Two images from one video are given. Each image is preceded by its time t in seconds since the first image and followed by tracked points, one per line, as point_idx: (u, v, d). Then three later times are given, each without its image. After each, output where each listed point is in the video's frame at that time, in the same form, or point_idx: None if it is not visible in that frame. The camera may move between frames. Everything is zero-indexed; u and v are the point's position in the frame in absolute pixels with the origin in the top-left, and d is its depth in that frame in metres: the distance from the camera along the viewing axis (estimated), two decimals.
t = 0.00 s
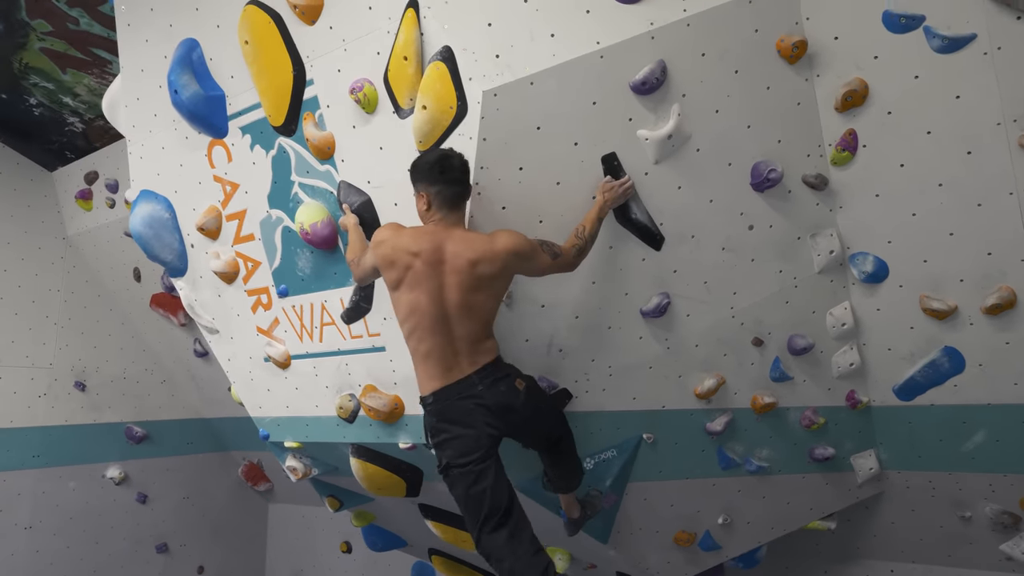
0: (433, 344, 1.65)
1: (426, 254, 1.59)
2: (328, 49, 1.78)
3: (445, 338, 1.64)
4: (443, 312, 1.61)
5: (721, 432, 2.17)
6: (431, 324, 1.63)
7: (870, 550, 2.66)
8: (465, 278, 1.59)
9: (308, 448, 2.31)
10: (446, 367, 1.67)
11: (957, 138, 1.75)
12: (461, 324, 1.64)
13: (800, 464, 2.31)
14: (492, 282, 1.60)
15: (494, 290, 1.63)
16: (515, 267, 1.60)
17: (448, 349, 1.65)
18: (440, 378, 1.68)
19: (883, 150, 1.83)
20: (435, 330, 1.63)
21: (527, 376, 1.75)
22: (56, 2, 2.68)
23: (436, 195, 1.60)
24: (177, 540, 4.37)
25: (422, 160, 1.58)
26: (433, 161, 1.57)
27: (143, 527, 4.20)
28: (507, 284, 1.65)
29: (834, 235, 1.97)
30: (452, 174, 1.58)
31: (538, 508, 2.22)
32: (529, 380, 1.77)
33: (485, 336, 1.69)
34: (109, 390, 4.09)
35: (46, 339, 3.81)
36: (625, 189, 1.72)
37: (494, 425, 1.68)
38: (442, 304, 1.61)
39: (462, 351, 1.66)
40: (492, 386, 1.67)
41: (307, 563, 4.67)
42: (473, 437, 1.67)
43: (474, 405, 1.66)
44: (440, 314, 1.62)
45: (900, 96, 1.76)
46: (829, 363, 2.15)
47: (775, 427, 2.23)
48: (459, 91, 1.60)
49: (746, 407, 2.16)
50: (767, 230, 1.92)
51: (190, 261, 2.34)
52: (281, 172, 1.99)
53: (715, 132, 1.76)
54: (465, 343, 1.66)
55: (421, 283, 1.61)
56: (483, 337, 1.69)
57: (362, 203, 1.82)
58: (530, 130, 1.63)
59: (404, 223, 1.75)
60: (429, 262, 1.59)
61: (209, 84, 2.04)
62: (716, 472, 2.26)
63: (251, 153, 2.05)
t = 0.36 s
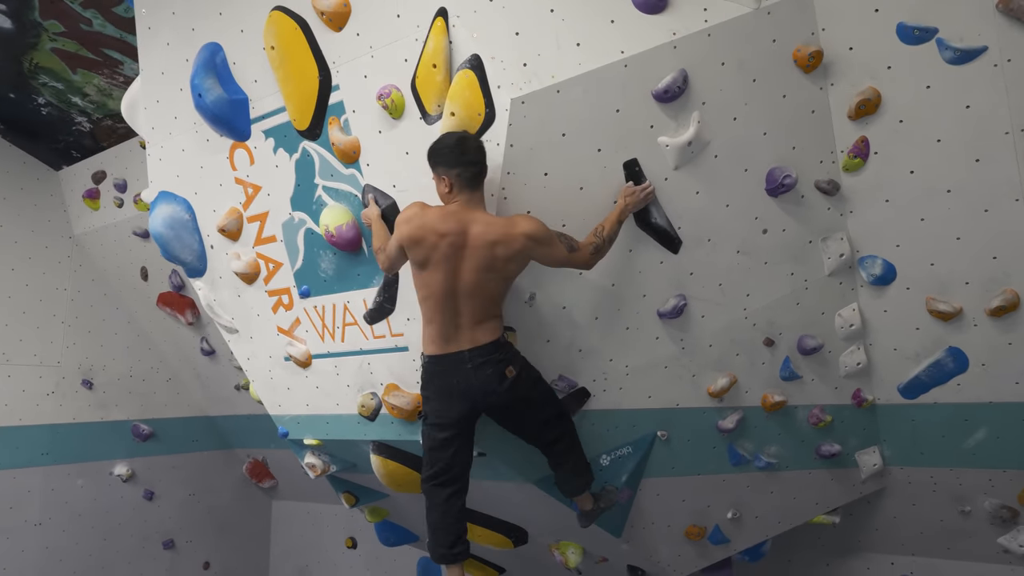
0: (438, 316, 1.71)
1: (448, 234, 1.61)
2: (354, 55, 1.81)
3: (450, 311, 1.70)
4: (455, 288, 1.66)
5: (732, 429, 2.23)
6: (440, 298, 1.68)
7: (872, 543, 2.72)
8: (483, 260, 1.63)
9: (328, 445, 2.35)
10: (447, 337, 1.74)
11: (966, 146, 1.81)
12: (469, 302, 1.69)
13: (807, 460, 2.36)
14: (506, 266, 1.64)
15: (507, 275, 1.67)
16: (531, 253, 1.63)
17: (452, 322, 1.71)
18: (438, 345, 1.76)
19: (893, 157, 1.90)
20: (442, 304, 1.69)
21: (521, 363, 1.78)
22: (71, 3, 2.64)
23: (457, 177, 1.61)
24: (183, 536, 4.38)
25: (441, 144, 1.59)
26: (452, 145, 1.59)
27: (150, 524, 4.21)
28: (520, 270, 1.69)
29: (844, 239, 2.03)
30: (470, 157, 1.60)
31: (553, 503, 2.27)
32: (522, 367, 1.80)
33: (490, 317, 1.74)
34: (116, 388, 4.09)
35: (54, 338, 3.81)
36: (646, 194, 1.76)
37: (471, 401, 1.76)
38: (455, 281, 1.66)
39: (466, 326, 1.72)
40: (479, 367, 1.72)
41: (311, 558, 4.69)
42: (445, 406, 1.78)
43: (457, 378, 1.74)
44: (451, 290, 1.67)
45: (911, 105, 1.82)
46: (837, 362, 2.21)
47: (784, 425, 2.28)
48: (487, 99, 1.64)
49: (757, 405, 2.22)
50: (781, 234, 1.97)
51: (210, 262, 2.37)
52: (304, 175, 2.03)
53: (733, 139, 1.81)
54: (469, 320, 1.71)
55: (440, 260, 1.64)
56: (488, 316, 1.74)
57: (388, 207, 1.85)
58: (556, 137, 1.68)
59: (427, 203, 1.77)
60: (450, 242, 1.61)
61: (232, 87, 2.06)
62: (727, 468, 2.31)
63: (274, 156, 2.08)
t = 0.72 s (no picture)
0: (470, 318, 1.78)
1: (482, 241, 1.68)
2: (382, 62, 1.87)
3: (483, 313, 1.76)
4: (487, 291, 1.73)
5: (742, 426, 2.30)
6: (474, 301, 1.75)
7: (873, 535, 2.80)
8: (515, 264, 1.69)
9: (346, 441, 2.40)
10: (478, 338, 1.81)
11: (968, 154, 1.89)
12: (501, 304, 1.76)
13: (812, 455, 2.43)
14: (537, 269, 1.72)
15: (537, 277, 1.74)
16: (560, 257, 1.70)
17: (485, 324, 1.78)
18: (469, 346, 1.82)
19: (899, 164, 1.98)
20: (474, 306, 1.75)
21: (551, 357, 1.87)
22: (91, 5, 2.67)
23: (494, 183, 1.67)
24: (188, 534, 4.37)
25: (482, 151, 1.64)
26: (492, 151, 1.64)
27: (155, 522, 4.20)
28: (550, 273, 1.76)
29: (851, 241, 2.11)
30: (509, 166, 1.65)
31: (567, 497, 2.33)
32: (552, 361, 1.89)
33: (520, 318, 1.81)
34: (123, 385, 4.09)
35: (62, 335, 3.80)
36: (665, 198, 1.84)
37: (510, 397, 1.84)
38: (488, 285, 1.72)
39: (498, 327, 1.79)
40: (515, 364, 1.79)
41: (314, 557, 4.70)
42: (483, 405, 1.85)
43: (492, 375, 1.81)
44: (484, 292, 1.74)
45: (917, 114, 1.90)
46: (842, 361, 2.28)
47: (791, 421, 2.35)
48: (515, 107, 1.72)
49: (765, 402, 2.28)
50: (791, 237, 2.04)
51: (231, 261, 2.40)
52: (329, 177, 2.08)
53: (747, 145, 1.88)
54: (500, 321, 1.78)
55: (474, 265, 1.70)
56: (518, 317, 1.81)
57: (414, 208, 1.91)
58: (580, 143, 1.76)
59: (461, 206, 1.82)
60: (484, 247, 1.68)
61: (259, 91, 2.11)
62: (736, 463, 2.38)
63: (299, 158, 2.12)
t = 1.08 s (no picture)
0: (496, 329, 1.86)
1: (509, 254, 1.77)
2: (401, 84, 1.95)
3: (508, 324, 1.86)
4: (514, 303, 1.82)
5: (739, 429, 2.41)
6: (500, 312, 1.83)
7: (860, 532, 2.93)
8: (540, 278, 1.79)
9: (360, 444, 2.49)
10: (503, 348, 1.89)
11: (953, 174, 2.01)
12: (525, 315, 1.85)
13: (804, 457, 2.54)
14: (560, 283, 1.81)
15: (559, 291, 1.84)
16: (582, 273, 1.80)
17: (510, 335, 1.87)
18: (495, 356, 1.91)
19: (888, 183, 2.10)
20: (500, 317, 1.84)
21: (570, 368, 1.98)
22: (107, 21, 2.71)
23: (523, 200, 1.76)
24: (192, 534, 4.44)
25: (514, 169, 1.74)
26: (525, 170, 1.73)
27: (160, 522, 4.26)
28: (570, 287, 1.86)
29: (843, 255, 2.23)
30: (539, 185, 1.74)
31: (573, 497, 2.43)
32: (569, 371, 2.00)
33: (541, 329, 1.90)
34: (129, 389, 4.15)
35: (70, 340, 3.86)
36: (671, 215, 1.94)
37: (523, 405, 1.94)
38: (514, 297, 1.81)
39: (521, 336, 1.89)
40: (539, 377, 1.90)
41: (316, 556, 4.76)
42: (504, 415, 1.94)
43: (519, 388, 1.90)
44: (510, 304, 1.82)
45: (905, 137, 2.02)
46: (833, 367, 2.40)
47: (784, 425, 2.46)
48: (529, 129, 1.81)
49: (761, 407, 2.39)
50: (787, 250, 2.16)
51: (247, 270, 2.47)
52: (347, 192, 2.16)
53: (747, 165, 1.99)
54: (523, 331, 1.88)
55: (500, 277, 1.79)
56: (540, 328, 1.91)
57: (430, 223, 2.00)
58: (590, 163, 1.86)
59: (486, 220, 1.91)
60: (511, 261, 1.77)
61: (278, 108, 2.18)
62: (732, 465, 2.49)
63: (317, 173, 2.21)
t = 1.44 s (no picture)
0: (514, 343, 1.94)
1: (512, 265, 1.88)
2: (405, 103, 2.07)
3: (524, 337, 1.93)
4: (526, 312, 1.91)
5: (720, 427, 2.56)
6: (515, 324, 1.92)
7: (835, 524, 3.09)
8: (545, 286, 1.89)
9: (361, 443, 2.60)
10: (524, 363, 1.95)
11: (918, 190, 2.17)
12: (538, 324, 1.94)
13: (782, 453, 2.70)
14: (564, 291, 1.92)
15: (563, 299, 1.95)
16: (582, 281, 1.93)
17: (527, 348, 1.94)
18: (518, 372, 1.96)
19: (859, 198, 2.26)
20: (516, 330, 1.92)
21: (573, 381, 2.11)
22: (114, 34, 2.74)
23: (515, 214, 1.89)
24: (188, 532, 4.50)
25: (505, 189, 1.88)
26: (513, 188, 1.87)
27: (157, 520, 4.33)
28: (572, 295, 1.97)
29: (817, 264, 2.38)
30: (526, 198, 1.86)
31: (565, 492, 2.56)
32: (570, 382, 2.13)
33: (552, 339, 2.00)
34: (127, 390, 4.23)
35: (69, 342, 3.93)
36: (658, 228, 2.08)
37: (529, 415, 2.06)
38: (525, 307, 1.90)
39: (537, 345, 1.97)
40: (548, 393, 2.02)
41: (310, 553, 4.85)
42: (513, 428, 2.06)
43: (528, 405, 2.01)
44: (523, 316, 1.91)
45: (874, 156, 2.18)
46: (809, 369, 2.55)
47: (763, 424, 2.61)
48: (527, 147, 1.93)
49: (741, 406, 2.54)
50: (766, 260, 2.30)
51: (253, 276, 2.57)
52: (351, 204, 2.27)
53: (729, 181, 2.14)
54: (536, 342, 1.96)
55: (507, 289, 1.89)
56: (551, 339, 2.00)
57: (431, 234, 2.12)
58: (583, 180, 1.99)
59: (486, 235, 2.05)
60: (515, 272, 1.88)
61: (285, 123, 2.29)
62: (714, 461, 2.64)
63: (322, 185, 2.31)
